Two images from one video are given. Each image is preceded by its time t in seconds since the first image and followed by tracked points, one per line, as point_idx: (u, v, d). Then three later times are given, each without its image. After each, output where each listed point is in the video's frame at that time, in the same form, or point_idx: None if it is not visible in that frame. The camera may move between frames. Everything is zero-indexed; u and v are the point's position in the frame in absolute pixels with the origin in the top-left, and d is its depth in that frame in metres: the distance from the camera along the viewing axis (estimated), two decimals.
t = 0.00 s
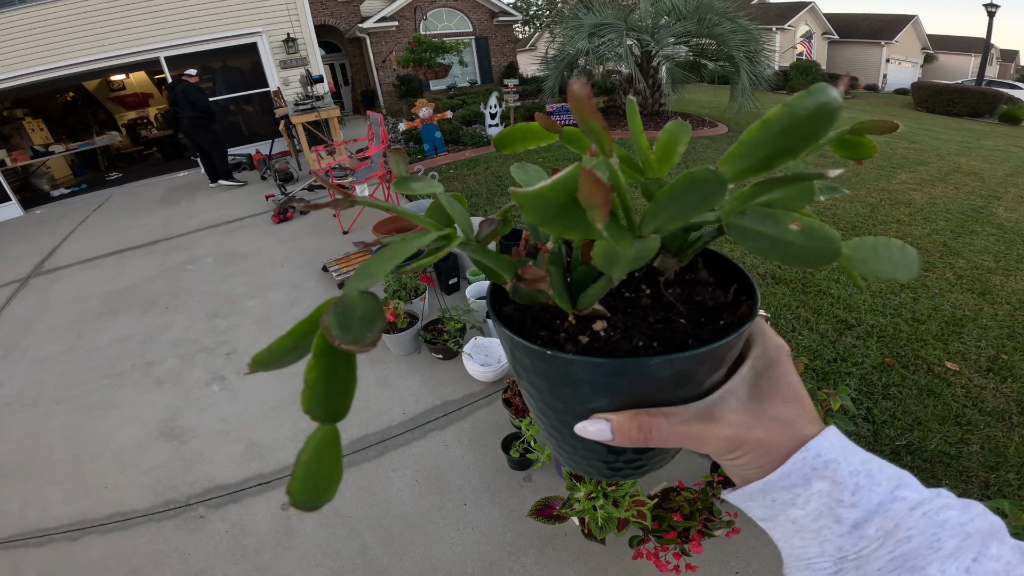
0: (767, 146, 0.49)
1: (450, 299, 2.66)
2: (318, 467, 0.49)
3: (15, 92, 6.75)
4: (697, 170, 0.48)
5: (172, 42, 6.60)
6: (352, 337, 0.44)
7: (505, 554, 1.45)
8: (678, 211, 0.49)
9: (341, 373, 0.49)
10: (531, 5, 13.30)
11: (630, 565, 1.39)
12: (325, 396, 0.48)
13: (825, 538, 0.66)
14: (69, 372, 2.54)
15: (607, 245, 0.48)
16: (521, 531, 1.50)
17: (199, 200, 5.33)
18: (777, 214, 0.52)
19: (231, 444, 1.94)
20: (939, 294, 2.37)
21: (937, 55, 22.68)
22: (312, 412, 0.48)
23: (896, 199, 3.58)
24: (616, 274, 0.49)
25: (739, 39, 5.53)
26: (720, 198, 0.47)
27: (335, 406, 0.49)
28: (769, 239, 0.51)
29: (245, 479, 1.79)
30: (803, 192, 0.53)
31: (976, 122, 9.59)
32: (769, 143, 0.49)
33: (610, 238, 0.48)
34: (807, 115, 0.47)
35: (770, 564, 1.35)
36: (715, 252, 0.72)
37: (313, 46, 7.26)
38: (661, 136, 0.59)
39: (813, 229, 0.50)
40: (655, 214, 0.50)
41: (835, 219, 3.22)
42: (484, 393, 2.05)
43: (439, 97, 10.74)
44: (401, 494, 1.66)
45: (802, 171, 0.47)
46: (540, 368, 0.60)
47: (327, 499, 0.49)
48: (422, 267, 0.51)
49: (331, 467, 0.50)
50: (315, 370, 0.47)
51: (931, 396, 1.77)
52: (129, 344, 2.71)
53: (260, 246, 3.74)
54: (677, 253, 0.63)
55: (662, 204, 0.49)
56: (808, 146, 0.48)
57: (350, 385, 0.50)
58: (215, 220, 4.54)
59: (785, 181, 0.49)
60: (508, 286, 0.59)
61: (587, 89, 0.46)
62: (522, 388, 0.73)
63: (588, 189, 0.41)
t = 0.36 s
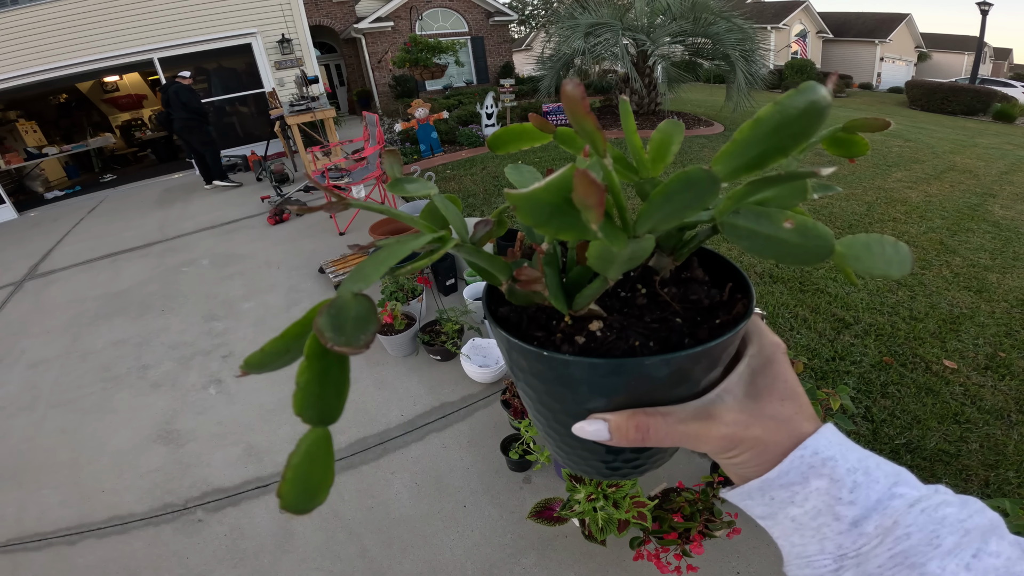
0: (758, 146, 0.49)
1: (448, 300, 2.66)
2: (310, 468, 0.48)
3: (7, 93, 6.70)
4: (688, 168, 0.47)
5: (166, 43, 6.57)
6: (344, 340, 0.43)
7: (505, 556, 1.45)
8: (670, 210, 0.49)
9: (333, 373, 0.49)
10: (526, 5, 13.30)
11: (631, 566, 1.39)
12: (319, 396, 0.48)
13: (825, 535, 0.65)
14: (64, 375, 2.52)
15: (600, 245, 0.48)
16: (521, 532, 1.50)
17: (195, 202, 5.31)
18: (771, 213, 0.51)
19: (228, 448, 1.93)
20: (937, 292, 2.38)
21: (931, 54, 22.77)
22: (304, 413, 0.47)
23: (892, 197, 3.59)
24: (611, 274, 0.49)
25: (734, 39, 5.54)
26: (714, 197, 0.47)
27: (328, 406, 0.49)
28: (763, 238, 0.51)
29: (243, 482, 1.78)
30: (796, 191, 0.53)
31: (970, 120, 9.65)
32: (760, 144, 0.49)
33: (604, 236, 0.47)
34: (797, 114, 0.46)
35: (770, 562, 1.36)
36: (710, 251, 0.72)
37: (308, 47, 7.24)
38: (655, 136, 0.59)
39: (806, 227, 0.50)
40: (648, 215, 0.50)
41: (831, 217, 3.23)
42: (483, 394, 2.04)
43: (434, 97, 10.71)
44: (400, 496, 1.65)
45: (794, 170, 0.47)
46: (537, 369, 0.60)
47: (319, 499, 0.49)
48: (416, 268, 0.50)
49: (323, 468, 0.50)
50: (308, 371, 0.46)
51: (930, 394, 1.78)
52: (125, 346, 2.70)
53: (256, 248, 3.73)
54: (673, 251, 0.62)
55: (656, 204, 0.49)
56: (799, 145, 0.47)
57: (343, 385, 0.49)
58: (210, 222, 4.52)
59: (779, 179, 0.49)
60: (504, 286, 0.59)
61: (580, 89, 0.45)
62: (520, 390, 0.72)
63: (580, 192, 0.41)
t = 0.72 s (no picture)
0: (734, 145, 0.48)
1: (445, 298, 2.66)
2: (300, 472, 0.50)
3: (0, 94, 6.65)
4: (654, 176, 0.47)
5: (161, 42, 6.53)
6: (321, 359, 0.43)
7: (505, 554, 1.45)
8: (640, 219, 0.49)
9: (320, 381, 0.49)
10: (522, 3, 13.28)
11: (631, 564, 1.39)
12: (302, 406, 0.48)
13: (815, 534, 0.65)
14: (61, 376, 2.51)
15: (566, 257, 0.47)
16: (521, 531, 1.50)
17: (190, 201, 5.28)
18: (753, 213, 0.51)
19: (226, 448, 1.92)
20: (934, 288, 2.38)
21: (925, 50, 22.82)
22: (290, 423, 0.48)
23: (888, 193, 3.61)
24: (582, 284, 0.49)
25: (730, 35, 5.54)
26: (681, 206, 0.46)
27: (314, 416, 0.50)
28: (743, 238, 0.51)
29: (242, 483, 1.77)
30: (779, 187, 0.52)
31: (965, 116, 9.67)
32: (733, 144, 0.48)
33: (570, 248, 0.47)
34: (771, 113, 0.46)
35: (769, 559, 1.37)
36: (706, 245, 0.71)
37: (303, 46, 7.21)
38: (641, 134, 0.59)
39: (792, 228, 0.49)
40: (618, 223, 0.50)
41: (829, 213, 3.23)
42: (481, 392, 2.04)
43: (431, 95, 10.69)
44: (399, 496, 1.65)
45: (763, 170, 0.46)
46: (525, 369, 0.60)
47: (312, 498, 0.51)
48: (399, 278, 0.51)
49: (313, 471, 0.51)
50: (292, 385, 0.47)
51: (928, 390, 1.79)
52: (122, 347, 2.69)
53: (253, 248, 3.71)
54: (665, 246, 0.63)
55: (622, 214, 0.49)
56: (777, 143, 0.46)
57: (329, 394, 0.50)
58: (207, 222, 4.50)
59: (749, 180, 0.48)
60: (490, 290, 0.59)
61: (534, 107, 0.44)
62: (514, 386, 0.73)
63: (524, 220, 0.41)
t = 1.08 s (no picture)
0: (720, 139, 0.47)
1: (445, 293, 2.65)
2: (250, 443, 0.49)
3: None
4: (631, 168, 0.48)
5: (158, 40, 6.51)
6: (277, 332, 0.44)
7: (505, 550, 1.45)
8: (608, 214, 0.50)
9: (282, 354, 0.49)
10: None
11: (630, 560, 1.39)
12: (258, 376, 0.48)
13: (787, 550, 0.65)
14: (64, 375, 2.51)
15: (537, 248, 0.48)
16: (521, 527, 1.50)
17: (190, 199, 5.27)
18: (745, 215, 0.50)
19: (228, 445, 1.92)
20: (936, 281, 2.37)
21: (927, 44, 22.75)
22: (243, 394, 0.48)
23: (890, 186, 3.60)
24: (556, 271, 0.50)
25: (731, 29, 5.52)
26: (659, 200, 0.48)
27: (269, 389, 0.49)
28: (732, 241, 0.51)
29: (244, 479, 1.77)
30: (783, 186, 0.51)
31: (967, 109, 9.64)
32: (719, 139, 0.47)
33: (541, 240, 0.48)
34: (758, 107, 0.44)
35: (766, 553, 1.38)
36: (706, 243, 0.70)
37: (301, 41, 7.17)
38: (647, 118, 0.58)
39: (787, 235, 0.49)
40: (588, 215, 0.50)
41: (829, 207, 3.22)
42: (481, 388, 2.04)
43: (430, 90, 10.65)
44: (401, 492, 1.65)
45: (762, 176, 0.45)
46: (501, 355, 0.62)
47: (262, 470, 0.50)
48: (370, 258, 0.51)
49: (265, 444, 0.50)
50: (249, 356, 0.47)
51: (929, 384, 1.78)
52: (124, 345, 2.69)
53: (253, 244, 3.71)
54: (661, 240, 0.63)
55: (595, 204, 0.49)
56: (772, 139, 0.45)
57: (289, 367, 0.50)
58: (207, 219, 4.50)
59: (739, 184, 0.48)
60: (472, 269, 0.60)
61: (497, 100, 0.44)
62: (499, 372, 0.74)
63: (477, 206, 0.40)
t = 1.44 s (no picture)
0: (633, 170, 0.40)
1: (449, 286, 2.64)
2: (188, 436, 0.54)
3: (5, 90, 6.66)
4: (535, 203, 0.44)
5: (162, 36, 6.51)
6: (199, 344, 0.46)
7: (510, 544, 1.45)
8: (516, 250, 0.46)
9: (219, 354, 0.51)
10: None
11: (635, 554, 1.39)
12: (194, 380, 0.51)
13: None
14: (73, 370, 2.53)
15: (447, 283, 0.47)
16: (525, 520, 1.50)
17: (196, 194, 5.29)
18: (705, 248, 0.47)
19: (234, 439, 1.93)
20: (947, 273, 2.34)
21: (938, 36, 22.41)
22: (181, 394, 0.51)
23: (901, 177, 3.55)
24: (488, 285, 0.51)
25: (737, 19, 5.46)
26: (566, 239, 0.45)
27: (207, 390, 0.52)
28: (691, 276, 0.48)
29: (250, 473, 1.78)
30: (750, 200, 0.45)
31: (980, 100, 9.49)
32: (620, 168, 0.40)
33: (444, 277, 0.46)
34: (672, 133, 0.38)
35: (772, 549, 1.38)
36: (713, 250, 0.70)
37: (304, 35, 7.16)
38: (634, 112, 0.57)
39: (759, 271, 0.46)
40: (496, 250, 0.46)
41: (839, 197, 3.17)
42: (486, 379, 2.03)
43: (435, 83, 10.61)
44: (405, 486, 1.65)
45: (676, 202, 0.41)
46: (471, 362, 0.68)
47: (198, 460, 0.54)
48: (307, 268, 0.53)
49: (204, 440, 0.54)
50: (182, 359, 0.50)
51: (940, 377, 1.76)
52: (131, 340, 2.70)
53: (258, 238, 3.71)
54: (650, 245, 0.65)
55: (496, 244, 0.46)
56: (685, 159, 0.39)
57: (227, 374, 0.52)
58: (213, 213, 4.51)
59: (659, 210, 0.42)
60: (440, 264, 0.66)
61: (337, 164, 0.45)
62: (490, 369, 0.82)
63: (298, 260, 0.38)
